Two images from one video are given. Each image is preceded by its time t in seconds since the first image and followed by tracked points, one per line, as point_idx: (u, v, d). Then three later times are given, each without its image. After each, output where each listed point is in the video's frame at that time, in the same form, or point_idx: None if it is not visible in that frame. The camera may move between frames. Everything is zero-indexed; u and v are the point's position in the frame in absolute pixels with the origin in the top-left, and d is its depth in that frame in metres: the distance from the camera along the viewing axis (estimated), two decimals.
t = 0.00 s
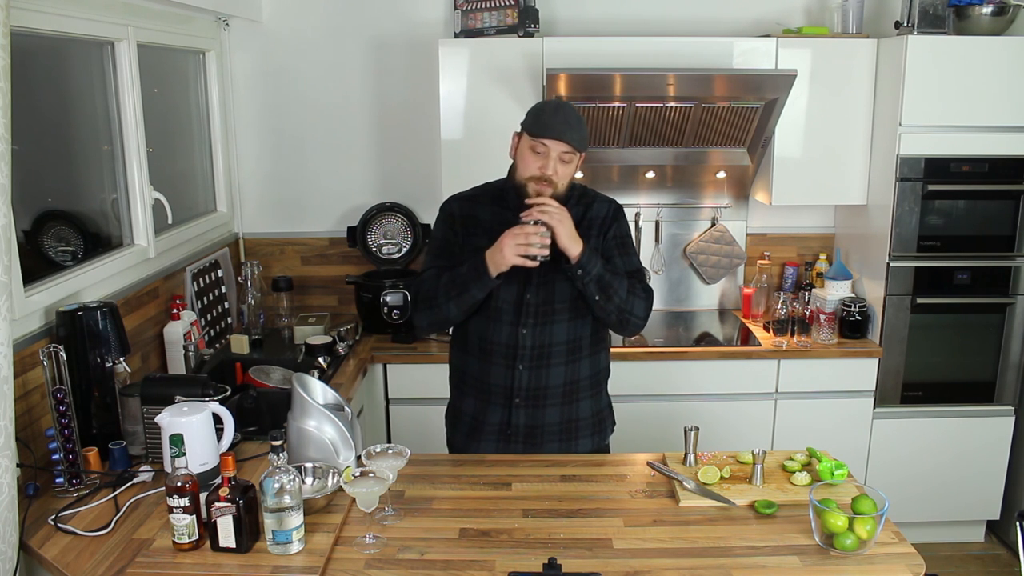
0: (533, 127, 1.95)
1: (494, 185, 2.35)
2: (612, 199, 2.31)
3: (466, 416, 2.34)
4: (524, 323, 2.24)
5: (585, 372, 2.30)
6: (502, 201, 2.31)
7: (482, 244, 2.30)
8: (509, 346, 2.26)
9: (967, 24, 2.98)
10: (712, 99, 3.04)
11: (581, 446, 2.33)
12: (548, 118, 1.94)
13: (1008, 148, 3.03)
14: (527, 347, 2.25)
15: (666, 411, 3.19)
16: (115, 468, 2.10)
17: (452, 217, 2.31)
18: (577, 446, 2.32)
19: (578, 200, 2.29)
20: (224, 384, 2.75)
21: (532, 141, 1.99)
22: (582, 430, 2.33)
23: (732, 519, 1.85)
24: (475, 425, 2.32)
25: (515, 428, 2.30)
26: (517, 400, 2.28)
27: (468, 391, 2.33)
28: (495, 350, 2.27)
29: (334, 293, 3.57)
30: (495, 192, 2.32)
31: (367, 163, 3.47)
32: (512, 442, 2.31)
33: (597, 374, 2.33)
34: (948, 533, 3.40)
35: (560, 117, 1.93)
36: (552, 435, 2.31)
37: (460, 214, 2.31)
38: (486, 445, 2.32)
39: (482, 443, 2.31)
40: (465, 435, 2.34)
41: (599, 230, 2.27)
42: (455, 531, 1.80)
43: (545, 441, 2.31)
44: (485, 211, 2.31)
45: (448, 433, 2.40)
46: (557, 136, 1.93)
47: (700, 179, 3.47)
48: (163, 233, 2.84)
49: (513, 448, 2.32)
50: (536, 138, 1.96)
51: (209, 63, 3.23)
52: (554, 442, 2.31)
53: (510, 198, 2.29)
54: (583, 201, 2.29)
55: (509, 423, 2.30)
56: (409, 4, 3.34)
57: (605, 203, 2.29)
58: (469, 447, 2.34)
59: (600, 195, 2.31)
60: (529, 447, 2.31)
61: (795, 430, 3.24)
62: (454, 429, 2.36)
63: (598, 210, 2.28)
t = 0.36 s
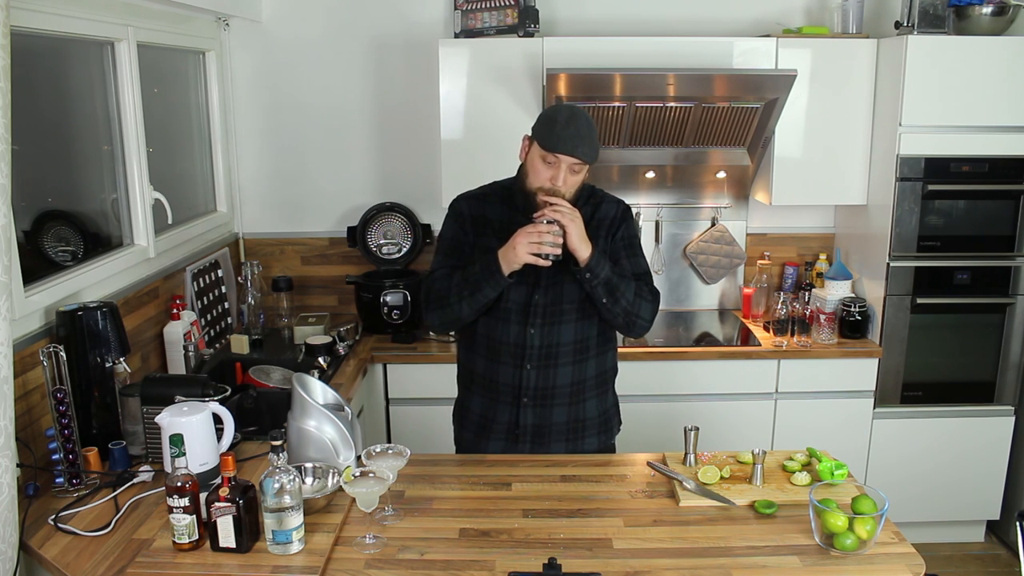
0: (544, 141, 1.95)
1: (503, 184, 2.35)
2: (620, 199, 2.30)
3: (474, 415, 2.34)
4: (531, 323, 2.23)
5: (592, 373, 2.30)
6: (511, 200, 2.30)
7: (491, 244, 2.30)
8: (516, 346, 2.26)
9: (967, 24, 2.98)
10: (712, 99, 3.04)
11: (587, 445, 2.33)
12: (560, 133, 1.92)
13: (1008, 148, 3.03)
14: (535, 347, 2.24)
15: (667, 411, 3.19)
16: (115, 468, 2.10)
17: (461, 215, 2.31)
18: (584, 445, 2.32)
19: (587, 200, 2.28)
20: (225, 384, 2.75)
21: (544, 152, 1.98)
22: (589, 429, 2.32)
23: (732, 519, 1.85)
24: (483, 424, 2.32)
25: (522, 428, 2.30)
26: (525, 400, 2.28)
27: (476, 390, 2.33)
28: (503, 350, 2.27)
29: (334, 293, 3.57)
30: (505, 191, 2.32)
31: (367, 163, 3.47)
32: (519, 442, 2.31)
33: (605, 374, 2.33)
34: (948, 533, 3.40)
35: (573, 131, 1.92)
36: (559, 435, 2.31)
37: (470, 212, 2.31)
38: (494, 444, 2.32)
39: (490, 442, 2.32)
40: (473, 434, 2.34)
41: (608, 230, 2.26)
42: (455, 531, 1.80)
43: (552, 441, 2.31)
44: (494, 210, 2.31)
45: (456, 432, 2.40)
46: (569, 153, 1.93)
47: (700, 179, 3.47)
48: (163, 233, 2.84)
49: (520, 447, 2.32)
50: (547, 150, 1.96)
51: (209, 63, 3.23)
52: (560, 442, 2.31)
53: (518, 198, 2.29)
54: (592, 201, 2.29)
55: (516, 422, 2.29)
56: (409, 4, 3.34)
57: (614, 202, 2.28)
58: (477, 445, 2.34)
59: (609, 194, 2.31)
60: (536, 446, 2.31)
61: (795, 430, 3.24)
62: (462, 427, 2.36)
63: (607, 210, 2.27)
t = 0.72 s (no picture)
0: (528, 144, 1.93)
1: (497, 186, 2.34)
2: (615, 198, 2.30)
3: (471, 416, 2.35)
4: (524, 325, 2.23)
5: (587, 374, 2.29)
6: (505, 202, 2.30)
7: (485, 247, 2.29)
8: (510, 348, 2.26)
9: (967, 24, 2.98)
10: (712, 99, 3.04)
11: (584, 447, 2.32)
12: (543, 135, 1.91)
13: (1008, 148, 3.03)
14: (528, 348, 2.24)
15: (667, 411, 3.19)
16: (115, 468, 2.10)
17: (455, 219, 2.31)
18: (580, 447, 2.31)
19: (581, 200, 2.28)
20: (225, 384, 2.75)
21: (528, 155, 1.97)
22: (585, 431, 2.31)
23: (732, 518, 1.85)
24: (479, 425, 2.33)
25: (517, 430, 2.30)
26: (519, 401, 2.28)
27: (472, 391, 2.33)
28: (496, 352, 2.27)
29: (334, 293, 3.57)
30: (498, 193, 2.31)
31: (367, 163, 3.47)
32: (515, 444, 2.31)
33: (602, 375, 2.32)
34: (948, 533, 3.40)
35: (555, 131, 1.90)
36: (555, 437, 2.30)
37: (464, 215, 2.31)
38: (491, 444, 2.32)
39: (487, 443, 2.32)
40: (470, 435, 2.35)
41: (601, 230, 2.26)
42: (455, 531, 1.80)
43: (547, 442, 2.30)
44: (488, 213, 2.30)
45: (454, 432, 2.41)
46: (553, 155, 1.91)
47: (700, 179, 3.47)
48: (163, 233, 2.84)
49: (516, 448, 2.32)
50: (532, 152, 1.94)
51: (209, 63, 3.23)
52: (556, 443, 2.31)
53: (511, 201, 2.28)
54: (586, 200, 2.29)
55: (511, 424, 2.29)
56: (409, 4, 3.34)
57: (608, 203, 2.27)
58: (474, 446, 2.35)
59: (603, 194, 2.30)
60: (532, 448, 2.31)
61: (795, 430, 3.24)
62: (460, 428, 2.37)
63: (600, 210, 2.27)
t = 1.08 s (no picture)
0: (491, 145, 1.95)
1: (475, 189, 2.32)
2: (594, 193, 2.28)
3: (457, 417, 2.34)
4: (505, 327, 2.22)
5: (572, 374, 2.28)
6: (482, 204, 2.27)
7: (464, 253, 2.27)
8: (493, 351, 2.25)
9: (967, 24, 2.99)
10: (712, 99, 3.04)
11: (571, 447, 2.31)
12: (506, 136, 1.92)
13: (1008, 148, 3.03)
14: (510, 351, 2.23)
15: (666, 411, 3.19)
16: (115, 468, 2.10)
17: (433, 225, 2.30)
18: (567, 448, 2.30)
19: (558, 197, 2.26)
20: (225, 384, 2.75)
21: (493, 156, 1.97)
22: (571, 431, 2.30)
23: (732, 519, 1.85)
24: (466, 426, 2.32)
25: (503, 432, 2.30)
26: (504, 403, 2.27)
27: (458, 393, 2.33)
28: (479, 355, 2.27)
29: (334, 293, 3.56)
30: (476, 197, 2.28)
31: (366, 163, 3.47)
32: (501, 445, 2.30)
33: (587, 374, 2.31)
34: (948, 533, 3.40)
35: (514, 129, 1.91)
36: (541, 438, 2.30)
37: (443, 221, 2.29)
38: (478, 445, 2.32)
39: (473, 444, 2.32)
40: (457, 437, 2.34)
41: (579, 227, 2.24)
42: (455, 531, 1.80)
43: (534, 443, 2.30)
44: (466, 217, 2.27)
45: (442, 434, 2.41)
46: (517, 154, 1.92)
47: (700, 179, 3.47)
48: (163, 233, 2.84)
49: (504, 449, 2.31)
50: (496, 154, 1.95)
51: (209, 63, 3.23)
52: (543, 444, 2.30)
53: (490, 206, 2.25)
54: (563, 197, 2.27)
55: (498, 426, 2.29)
56: (409, 4, 3.34)
57: (586, 202, 2.25)
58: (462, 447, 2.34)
59: (581, 189, 2.28)
60: (519, 449, 2.31)
61: (795, 430, 3.24)
62: (447, 429, 2.37)
63: (577, 208, 2.25)
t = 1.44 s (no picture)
0: (439, 150, 1.94)
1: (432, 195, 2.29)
2: (559, 193, 2.29)
3: (432, 421, 2.33)
4: (476, 333, 2.22)
5: (545, 374, 2.28)
6: (440, 211, 2.25)
7: (426, 260, 2.26)
8: (464, 357, 2.24)
9: (967, 24, 2.99)
10: (712, 99, 3.04)
11: (548, 446, 2.30)
12: (455, 137, 1.92)
13: (1008, 148, 3.03)
14: (483, 355, 2.22)
15: (666, 411, 3.20)
16: (115, 468, 2.10)
17: (392, 238, 2.28)
18: (544, 448, 2.29)
19: (522, 198, 2.25)
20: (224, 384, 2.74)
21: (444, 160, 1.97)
22: (546, 431, 2.30)
23: (732, 519, 1.85)
24: (441, 430, 2.31)
25: (479, 435, 2.29)
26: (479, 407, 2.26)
27: (432, 398, 2.31)
28: (451, 361, 2.25)
29: (334, 293, 3.56)
30: (433, 203, 2.26)
31: (366, 163, 3.47)
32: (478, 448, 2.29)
33: (559, 372, 2.31)
34: (948, 533, 3.40)
35: (459, 130, 1.92)
36: (517, 439, 2.29)
37: (401, 232, 2.27)
38: (454, 448, 2.31)
39: (450, 446, 2.31)
40: (433, 441, 2.33)
41: (547, 229, 2.25)
42: (455, 531, 1.80)
43: (511, 446, 2.29)
44: (424, 225, 2.25)
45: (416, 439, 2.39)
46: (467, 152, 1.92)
47: (700, 179, 3.46)
48: (163, 233, 2.84)
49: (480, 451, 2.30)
50: (447, 158, 1.95)
51: (210, 63, 3.23)
52: (520, 445, 2.29)
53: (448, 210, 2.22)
54: (527, 198, 2.25)
55: (474, 429, 2.28)
56: (408, 4, 3.34)
57: (550, 202, 2.26)
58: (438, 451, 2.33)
59: (545, 190, 2.28)
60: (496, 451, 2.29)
61: (795, 430, 3.24)
62: (421, 433, 2.36)
63: (543, 208, 2.25)
